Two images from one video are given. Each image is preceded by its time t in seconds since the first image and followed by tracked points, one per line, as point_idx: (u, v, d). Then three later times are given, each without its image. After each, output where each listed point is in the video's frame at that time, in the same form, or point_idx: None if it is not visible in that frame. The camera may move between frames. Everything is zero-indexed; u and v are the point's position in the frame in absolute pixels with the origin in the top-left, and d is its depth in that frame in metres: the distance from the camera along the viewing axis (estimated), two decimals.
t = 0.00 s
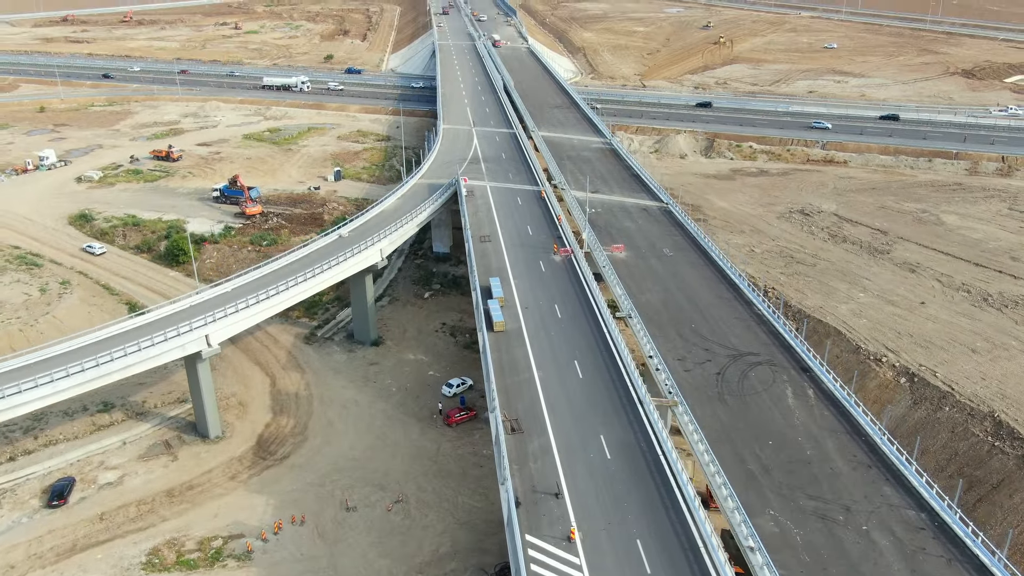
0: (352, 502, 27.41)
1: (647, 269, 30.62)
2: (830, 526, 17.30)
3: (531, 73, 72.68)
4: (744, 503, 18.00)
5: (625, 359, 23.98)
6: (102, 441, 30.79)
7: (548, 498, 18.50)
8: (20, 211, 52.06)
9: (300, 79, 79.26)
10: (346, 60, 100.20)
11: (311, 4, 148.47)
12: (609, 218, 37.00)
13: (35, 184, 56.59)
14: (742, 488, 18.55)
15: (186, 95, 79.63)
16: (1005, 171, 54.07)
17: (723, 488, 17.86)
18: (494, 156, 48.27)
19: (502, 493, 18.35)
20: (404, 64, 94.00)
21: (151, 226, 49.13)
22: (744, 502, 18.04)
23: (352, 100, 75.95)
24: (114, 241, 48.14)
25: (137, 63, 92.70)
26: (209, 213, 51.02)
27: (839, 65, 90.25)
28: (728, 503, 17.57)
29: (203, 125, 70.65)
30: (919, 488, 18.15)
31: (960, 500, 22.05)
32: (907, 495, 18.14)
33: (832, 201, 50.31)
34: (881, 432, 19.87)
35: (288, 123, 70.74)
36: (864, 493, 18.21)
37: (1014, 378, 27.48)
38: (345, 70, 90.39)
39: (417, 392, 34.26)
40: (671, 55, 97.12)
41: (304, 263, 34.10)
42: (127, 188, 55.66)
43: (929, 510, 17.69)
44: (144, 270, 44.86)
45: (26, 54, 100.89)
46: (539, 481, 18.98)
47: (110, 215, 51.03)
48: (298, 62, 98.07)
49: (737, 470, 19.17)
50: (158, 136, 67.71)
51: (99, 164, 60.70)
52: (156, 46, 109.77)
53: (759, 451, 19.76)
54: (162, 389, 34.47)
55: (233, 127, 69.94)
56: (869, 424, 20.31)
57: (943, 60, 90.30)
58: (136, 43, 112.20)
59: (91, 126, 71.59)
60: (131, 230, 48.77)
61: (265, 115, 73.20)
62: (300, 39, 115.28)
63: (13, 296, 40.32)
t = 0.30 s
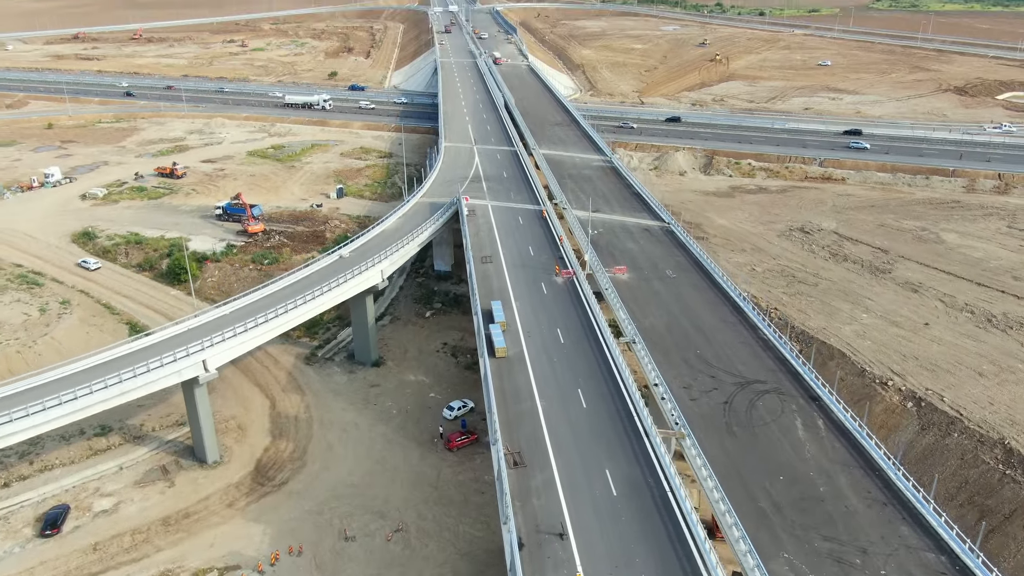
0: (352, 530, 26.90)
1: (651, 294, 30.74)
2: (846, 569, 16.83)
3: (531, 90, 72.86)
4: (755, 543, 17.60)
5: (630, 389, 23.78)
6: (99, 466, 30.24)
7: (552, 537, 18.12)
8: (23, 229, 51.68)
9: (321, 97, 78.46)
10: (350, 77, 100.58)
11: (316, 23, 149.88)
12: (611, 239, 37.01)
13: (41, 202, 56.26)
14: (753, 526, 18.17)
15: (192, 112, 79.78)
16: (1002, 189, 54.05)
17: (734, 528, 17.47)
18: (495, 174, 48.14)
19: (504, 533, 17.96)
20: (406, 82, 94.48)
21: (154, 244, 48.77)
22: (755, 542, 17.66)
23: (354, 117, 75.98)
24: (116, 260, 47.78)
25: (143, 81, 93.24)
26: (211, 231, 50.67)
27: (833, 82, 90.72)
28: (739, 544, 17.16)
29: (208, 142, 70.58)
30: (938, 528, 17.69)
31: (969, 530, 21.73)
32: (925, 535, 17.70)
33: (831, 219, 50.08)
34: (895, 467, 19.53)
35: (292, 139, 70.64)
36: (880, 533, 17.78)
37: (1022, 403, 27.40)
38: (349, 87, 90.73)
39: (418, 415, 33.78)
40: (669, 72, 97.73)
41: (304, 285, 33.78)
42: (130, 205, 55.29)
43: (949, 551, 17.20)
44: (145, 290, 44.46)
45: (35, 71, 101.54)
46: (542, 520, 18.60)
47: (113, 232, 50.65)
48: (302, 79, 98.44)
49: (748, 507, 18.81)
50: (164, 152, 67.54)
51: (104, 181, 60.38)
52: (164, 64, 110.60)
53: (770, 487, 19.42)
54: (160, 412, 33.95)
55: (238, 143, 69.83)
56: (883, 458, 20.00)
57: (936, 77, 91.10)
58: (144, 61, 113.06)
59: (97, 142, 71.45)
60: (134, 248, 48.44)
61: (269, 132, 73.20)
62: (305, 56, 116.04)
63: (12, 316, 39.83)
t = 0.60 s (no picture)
0: (351, 560, 26.32)
1: (656, 318, 30.80)
2: None
3: (531, 107, 72.91)
4: None
5: (636, 420, 23.51)
6: (94, 492, 29.57)
7: None
8: (27, 246, 51.20)
9: (343, 115, 77.98)
10: (353, 93, 100.91)
11: (320, 40, 151.19)
12: (613, 259, 37.01)
13: (46, 218, 55.77)
14: (766, 568, 17.75)
15: (197, 129, 79.82)
16: (999, 206, 54.02)
17: (746, 570, 17.04)
18: (496, 192, 47.87)
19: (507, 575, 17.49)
20: (408, 98, 94.92)
21: (155, 262, 48.19)
22: None
23: (356, 133, 75.96)
24: (118, 278, 47.22)
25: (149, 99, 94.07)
26: (213, 248, 50.08)
27: (828, 98, 91.14)
28: None
29: (213, 158, 70.39)
30: (959, 569, 17.27)
31: (984, 562, 21.91)
32: None
33: (830, 235, 49.70)
34: (912, 504, 19.16)
35: (295, 155, 70.41)
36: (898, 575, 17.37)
37: None
38: (352, 103, 90.92)
39: (418, 438, 33.24)
40: (667, 88, 98.29)
41: (303, 307, 33.38)
42: (134, 222, 54.75)
43: None
44: (146, 309, 43.87)
45: (46, 89, 102.24)
46: (547, 561, 18.15)
47: (115, 250, 50.07)
48: (307, 95, 98.66)
49: (761, 546, 18.40)
50: (168, 168, 67.26)
51: (108, 198, 59.69)
52: (172, 81, 111.52)
53: (784, 526, 19.01)
54: (158, 436, 33.31)
55: (242, 159, 69.62)
56: (897, 493, 19.71)
57: (927, 94, 91.94)
58: (152, 78, 114.23)
59: (103, 159, 71.23)
60: (136, 266, 47.87)
61: (273, 148, 73.03)
62: (310, 73, 116.49)
63: (10, 335, 39.16)
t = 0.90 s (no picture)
0: None
1: (661, 342, 31.19)
2: None
3: (532, 124, 73.14)
4: None
5: (642, 453, 23.99)
6: (89, 519, 29.21)
7: None
8: (31, 263, 50.88)
9: (363, 131, 77.38)
10: (357, 109, 101.34)
11: (325, 56, 152.34)
12: (615, 279, 37.06)
13: (50, 234, 55.36)
14: None
15: (203, 145, 79.92)
16: (996, 223, 54.25)
17: None
18: (497, 209, 47.82)
19: None
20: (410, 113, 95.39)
21: (157, 279, 47.62)
22: None
23: (359, 149, 76.10)
24: (120, 295, 46.66)
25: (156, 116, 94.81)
26: (215, 265, 49.58)
27: (823, 114, 91.69)
28: None
29: (217, 174, 70.31)
30: None
31: None
32: None
33: (830, 253, 49.71)
34: (927, 541, 19.71)
35: (298, 171, 70.36)
36: None
37: None
38: (355, 119, 91.24)
39: (418, 462, 33.02)
40: (664, 104, 98.98)
41: (302, 329, 33.47)
42: (138, 239, 54.33)
43: None
44: (147, 327, 43.32)
45: (55, 107, 102.75)
46: None
47: (117, 267, 49.55)
48: (312, 111, 98.99)
49: None
50: (173, 185, 67.12)
51: (112, 214, 58.89)
52: (181, 96, 112.30)
53: (798, 564, 19.52)
54: (155, 459, 32.98)
55: (246, 175, 69.58)
56: (915, 532, 20.24)
57: (919, 110, 92.80)
58: (161, 94, 115.22)
59: (109, 174, 71.13)
60: (138, 283, 47.32)
61: (277, 164, 73.02)
62: (314, 89, 116.88)
63: (9, 356, 38.73)
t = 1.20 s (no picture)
0: None
1: (671, 369, 29.95)
2: None
3: (533, 136, 71.88)
4: None
5: (654, 492, 22.59)
6: (68, 555, 27.68)
7: None
8: (18, 279, 49.41)
9: (381, 144, 76.04)
10: (356, 119, 100.28)
11: (324, 66, 151.67)
12: (621, 299, 35.77)
13: (39, 249, 53.91)
14: None
15: (200, 156, 78.72)
16: (1009, 237, 52.92)
17: None
18: (498, 224, 46.49)
19: None
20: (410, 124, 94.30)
21: (148, 296, 46.16)
22: None
23: (358, 160, 74.88)
24: (109, 313, 45.22)
25: (153, 126, 93.64)
26: (207, 282, 48.15)
27: (826, 125, 90.60)
28: None
29: (213, 186, 69.01)
30: None
31: None
32: None
33: (840, 268, 48.33)
34: None
35: (296, 183, 69.07)
36: None
37: None
38: (354, 130, 90.08)
39: (416, 492, 31.53)
40: (666, 114, 97.94)
41: (294, 352, 32.20)
42: (129, 253, 52.88)
43: None
44: (135, 347, 41.86)
45: (52, 117, 101.68)
46: None
47: (107, 283, 48.10)
48: (310, 121, 97.87)
49: None
50: (167, 197, 65.75)
51: (103, 228, 57.50)
52: (178, 107, 111.30)
53: None
54: (140, 489, 31.47)
55: (242, 187, 68.25)
56: None
57: (924, 120, 91.71)
58: (159, 104, 114.16)
59: (103, 186, 69.78)
60: (127, 300, 45.88)
61: (274, 175, 71.74)
62: (314, 99, 115.81)
63: None
